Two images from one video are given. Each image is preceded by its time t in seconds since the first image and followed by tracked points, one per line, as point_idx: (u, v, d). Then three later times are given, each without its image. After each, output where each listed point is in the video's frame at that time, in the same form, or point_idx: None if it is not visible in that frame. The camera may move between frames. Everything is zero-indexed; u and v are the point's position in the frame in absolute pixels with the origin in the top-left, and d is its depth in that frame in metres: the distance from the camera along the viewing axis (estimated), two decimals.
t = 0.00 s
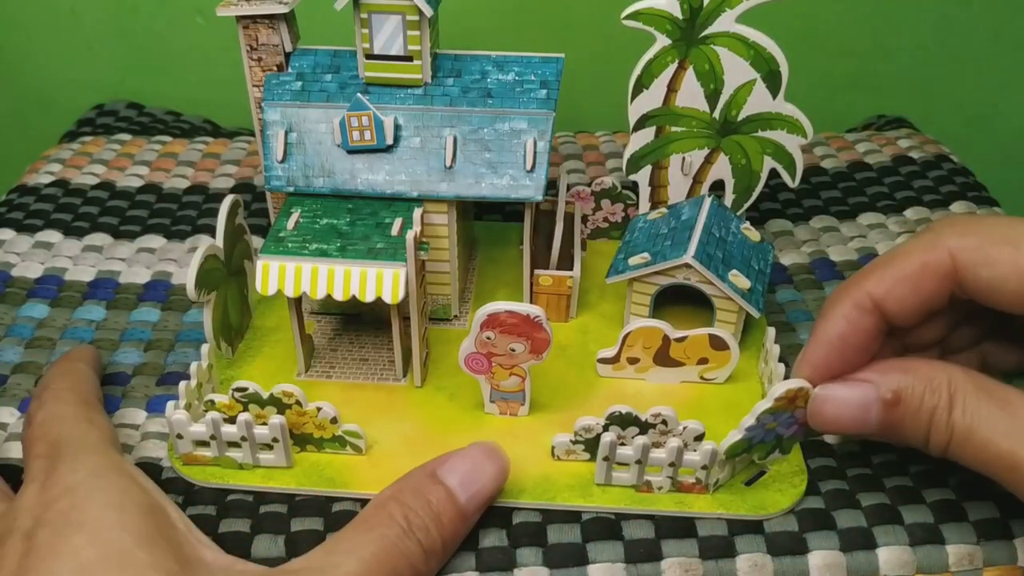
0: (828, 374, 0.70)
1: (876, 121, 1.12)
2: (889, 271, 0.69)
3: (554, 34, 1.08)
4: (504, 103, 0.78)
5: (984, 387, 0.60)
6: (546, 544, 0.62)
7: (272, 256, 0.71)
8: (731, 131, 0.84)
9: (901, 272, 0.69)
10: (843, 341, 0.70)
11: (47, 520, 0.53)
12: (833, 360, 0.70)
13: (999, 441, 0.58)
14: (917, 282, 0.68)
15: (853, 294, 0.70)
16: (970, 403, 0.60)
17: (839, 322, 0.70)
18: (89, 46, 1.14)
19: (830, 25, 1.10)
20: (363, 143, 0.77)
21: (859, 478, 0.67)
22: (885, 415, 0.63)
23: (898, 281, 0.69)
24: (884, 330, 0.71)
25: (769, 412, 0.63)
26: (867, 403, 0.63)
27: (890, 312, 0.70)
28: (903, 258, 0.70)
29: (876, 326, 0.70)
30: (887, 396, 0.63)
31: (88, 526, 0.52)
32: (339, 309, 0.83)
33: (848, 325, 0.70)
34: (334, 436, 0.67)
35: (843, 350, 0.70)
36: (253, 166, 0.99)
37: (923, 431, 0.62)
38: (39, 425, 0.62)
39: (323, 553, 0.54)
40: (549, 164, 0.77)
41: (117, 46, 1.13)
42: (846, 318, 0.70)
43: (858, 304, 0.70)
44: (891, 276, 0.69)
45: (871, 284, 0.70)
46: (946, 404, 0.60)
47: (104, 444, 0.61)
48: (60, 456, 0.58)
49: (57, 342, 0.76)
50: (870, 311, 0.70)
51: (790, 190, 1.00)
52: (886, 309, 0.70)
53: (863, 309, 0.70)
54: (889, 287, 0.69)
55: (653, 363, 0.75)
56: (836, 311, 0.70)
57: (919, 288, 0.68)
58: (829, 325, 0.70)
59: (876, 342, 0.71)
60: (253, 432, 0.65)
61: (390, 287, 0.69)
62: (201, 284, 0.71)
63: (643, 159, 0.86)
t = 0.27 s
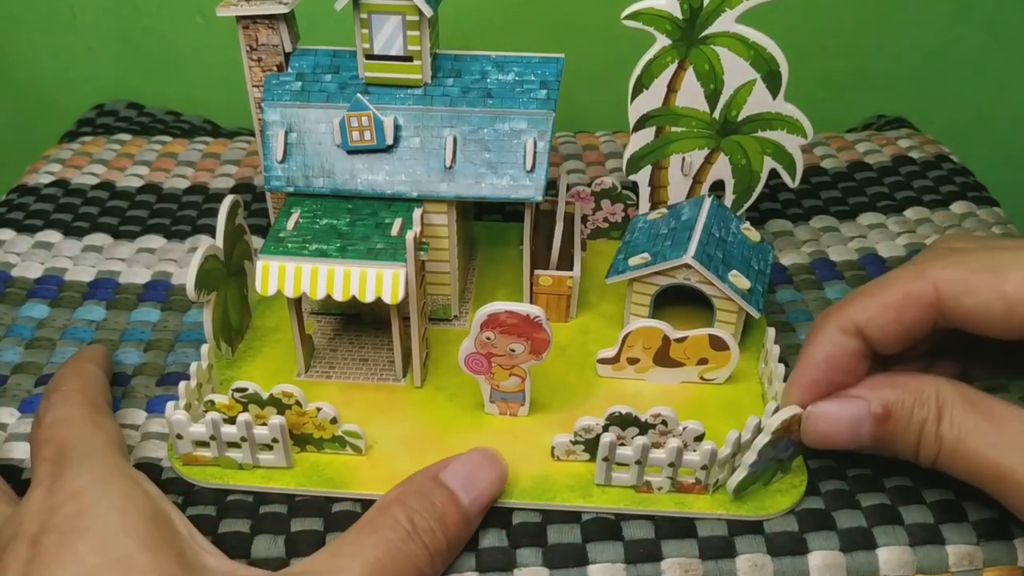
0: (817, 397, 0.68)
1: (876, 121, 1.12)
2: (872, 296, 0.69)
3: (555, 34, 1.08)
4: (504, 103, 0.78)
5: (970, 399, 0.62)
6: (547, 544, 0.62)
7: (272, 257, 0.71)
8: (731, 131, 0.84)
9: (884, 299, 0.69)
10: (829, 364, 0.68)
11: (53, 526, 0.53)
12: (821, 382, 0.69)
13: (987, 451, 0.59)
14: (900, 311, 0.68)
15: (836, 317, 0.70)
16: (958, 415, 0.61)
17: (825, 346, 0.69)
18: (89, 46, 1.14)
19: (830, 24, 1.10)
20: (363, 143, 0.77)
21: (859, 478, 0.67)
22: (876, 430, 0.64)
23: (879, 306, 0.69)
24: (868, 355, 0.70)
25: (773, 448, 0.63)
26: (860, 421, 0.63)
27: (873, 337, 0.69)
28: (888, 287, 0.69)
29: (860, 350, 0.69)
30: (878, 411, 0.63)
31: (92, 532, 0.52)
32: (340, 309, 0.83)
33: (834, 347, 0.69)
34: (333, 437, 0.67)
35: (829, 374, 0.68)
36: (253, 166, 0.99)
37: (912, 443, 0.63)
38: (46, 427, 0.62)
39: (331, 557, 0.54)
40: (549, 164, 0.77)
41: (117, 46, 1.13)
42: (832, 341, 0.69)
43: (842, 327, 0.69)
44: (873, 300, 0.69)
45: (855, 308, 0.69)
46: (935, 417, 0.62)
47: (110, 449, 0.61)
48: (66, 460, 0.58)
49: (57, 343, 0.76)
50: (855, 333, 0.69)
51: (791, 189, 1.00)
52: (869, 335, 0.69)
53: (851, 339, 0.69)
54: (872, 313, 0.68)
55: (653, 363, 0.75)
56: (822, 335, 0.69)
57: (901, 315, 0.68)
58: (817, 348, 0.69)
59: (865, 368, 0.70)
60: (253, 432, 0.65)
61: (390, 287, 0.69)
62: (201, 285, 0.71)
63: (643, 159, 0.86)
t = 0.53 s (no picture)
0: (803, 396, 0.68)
1: (876, 121, 1.12)
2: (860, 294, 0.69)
3: (555, 34, 1.08)
4: (504, 104, 0.78)
5: (954, 394, 0.62)
6: (547, 544, 0.62)
7: (272, 257, 0.71)
8: (731, 132, 0.84)
9: (871, 298, 0.68)
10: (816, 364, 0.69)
11: (60, 532, 0.53)
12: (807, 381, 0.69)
13: (967, 446, 0.60)
14: (885, 310, 0.68)
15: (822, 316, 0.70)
16: (941, 410, 0.62)
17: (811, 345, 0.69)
18: (89, 46, 1.14)
19: (830, 24, 1.10)
20: (363, 144, 0.77)
21: (860, 479, 0.67)
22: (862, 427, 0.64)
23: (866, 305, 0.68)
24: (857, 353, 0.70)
25: (764, 447, 0.63)
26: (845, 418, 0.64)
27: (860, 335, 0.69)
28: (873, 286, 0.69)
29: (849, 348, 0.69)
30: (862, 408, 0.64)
31: (99, 537, 0.52)
32: (339, 309, 0.83)
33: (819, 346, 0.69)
34: (334, 437, 0.67)
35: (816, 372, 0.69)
36: (253, 166, 0.99)
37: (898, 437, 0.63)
38: (55, 430, 0.62)
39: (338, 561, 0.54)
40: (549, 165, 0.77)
41: (117, 46, 1.13)
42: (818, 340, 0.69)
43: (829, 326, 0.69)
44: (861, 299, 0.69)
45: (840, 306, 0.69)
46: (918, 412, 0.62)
47: (118, 454, 0.61)
48: (74, 466, 0.58)
49: (57, 343, 0.76)
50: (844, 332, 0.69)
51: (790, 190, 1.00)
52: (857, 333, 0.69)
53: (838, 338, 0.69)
54: (858, 312, 0.68)
55: (653, 364, 0.75)
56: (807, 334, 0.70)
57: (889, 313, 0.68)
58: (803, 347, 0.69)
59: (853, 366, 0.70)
60: (253, 433, 0.65)
61: (390, 288, 0.69)
62: (201, 285, 0.71)
63: (643, 159, 0.86)
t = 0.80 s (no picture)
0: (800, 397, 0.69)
1: (876, 121, 1.12)
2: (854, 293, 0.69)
3: (555, 34, 1.08)
4: (503, 104, 0.78)
5: (947, 390, 0.63)
6: (547, 544, 0.62)
7: (272, 258, 0.71)
8: (730, 132, 0.84)
9: (865, 298, 0.68)
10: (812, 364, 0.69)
11: (62, 540, 0.53)
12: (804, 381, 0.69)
13: (962, 441, 0.60)
14: (879, 309, 0.68)
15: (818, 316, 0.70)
16: (936, 407, 0.62)
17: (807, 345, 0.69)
18: (89, 46, 1.13)
19: (830, 24, 1.10)
20: (363, 145, 0.77)
21: (860, 479, 0.67)
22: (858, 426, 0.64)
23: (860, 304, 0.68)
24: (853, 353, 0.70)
25: (759, 447, 0.63)
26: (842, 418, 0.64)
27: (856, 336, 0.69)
28: (866, 288, 0.69)
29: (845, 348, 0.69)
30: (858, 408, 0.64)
31: (101, 546, 0.52)
32: (339, 310, 0.83)
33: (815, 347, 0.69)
34: (334, 438, 0.67)
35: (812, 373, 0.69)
36: (253, 166, 0.99)
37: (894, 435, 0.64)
38: (57, 434, 0.62)
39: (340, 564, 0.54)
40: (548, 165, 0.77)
41: (117, 46, 1.13)
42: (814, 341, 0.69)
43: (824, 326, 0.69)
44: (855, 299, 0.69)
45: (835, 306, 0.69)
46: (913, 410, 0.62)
47: (119, 459, 0.61)
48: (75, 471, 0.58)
49: (57, 343, 0.76)
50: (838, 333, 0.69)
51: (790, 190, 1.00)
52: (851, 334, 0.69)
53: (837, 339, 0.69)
54: (852, 312, 0.68)
55: (652, 364, 0.75)
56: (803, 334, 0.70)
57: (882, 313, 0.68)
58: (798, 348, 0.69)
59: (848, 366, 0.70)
60: (253, 433, 0.65)
61: (390, 289, 0.70)
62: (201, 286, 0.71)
63: (642, 160, 0.86)
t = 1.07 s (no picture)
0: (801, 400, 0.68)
1: (876, 121, 1.12)
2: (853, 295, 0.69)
3: (555, 34, 1.08)
4: (503, 105, 0.78)
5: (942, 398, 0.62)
6: (547, 544, 0.62)
7: (272, 258, 0.71)
8: (730, 133, 0.84)
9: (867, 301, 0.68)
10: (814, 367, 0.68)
11: (63, 545, 0.53)
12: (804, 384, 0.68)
13: (957, 449, 0.60)
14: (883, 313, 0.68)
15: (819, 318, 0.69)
16: (928, 416, 0.61)
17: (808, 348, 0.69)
18: (89, 46, 1.14)
19: (831, 24, 1.10)
20: (363, 145, 0.77)
21: (859, 479, 0.67)
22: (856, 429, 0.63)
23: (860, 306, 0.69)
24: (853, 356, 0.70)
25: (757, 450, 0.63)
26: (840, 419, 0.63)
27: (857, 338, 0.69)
28: (847, 266, 0.64)
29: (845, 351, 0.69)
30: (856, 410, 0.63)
31: (101, 552, 0.52)
32: (339, 310, 0.83)
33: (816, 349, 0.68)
34: (333, 438, 0.67)
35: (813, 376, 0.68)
36: (253, 166, 0.99)
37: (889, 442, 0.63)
38: (57, 436, 0.62)
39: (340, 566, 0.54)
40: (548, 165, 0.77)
41: (117, 46, 1.13)
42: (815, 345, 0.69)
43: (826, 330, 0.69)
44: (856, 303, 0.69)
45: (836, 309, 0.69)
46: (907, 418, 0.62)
47: (120, 464, 0.61)
48: (76, 475, 0.58)
49: (57, 343, 0.76)
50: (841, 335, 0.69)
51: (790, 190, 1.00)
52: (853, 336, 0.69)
53: (822, 325, 0.67)
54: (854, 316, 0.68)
55: (652, 364, 0.75)
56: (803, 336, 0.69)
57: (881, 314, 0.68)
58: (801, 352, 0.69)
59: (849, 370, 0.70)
60: (253, 433, 0.65)
61: (390, 289, 0.70)
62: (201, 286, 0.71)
63: (642, 160, 0.86)
